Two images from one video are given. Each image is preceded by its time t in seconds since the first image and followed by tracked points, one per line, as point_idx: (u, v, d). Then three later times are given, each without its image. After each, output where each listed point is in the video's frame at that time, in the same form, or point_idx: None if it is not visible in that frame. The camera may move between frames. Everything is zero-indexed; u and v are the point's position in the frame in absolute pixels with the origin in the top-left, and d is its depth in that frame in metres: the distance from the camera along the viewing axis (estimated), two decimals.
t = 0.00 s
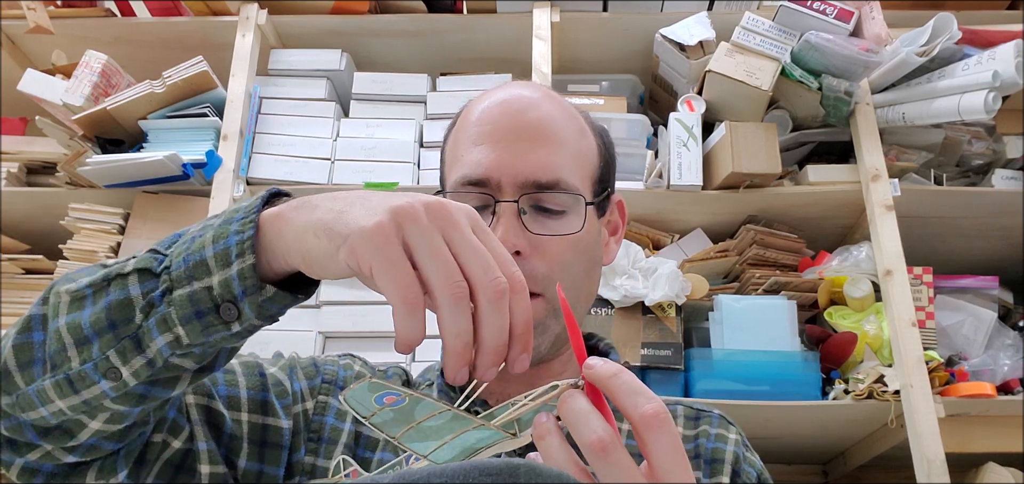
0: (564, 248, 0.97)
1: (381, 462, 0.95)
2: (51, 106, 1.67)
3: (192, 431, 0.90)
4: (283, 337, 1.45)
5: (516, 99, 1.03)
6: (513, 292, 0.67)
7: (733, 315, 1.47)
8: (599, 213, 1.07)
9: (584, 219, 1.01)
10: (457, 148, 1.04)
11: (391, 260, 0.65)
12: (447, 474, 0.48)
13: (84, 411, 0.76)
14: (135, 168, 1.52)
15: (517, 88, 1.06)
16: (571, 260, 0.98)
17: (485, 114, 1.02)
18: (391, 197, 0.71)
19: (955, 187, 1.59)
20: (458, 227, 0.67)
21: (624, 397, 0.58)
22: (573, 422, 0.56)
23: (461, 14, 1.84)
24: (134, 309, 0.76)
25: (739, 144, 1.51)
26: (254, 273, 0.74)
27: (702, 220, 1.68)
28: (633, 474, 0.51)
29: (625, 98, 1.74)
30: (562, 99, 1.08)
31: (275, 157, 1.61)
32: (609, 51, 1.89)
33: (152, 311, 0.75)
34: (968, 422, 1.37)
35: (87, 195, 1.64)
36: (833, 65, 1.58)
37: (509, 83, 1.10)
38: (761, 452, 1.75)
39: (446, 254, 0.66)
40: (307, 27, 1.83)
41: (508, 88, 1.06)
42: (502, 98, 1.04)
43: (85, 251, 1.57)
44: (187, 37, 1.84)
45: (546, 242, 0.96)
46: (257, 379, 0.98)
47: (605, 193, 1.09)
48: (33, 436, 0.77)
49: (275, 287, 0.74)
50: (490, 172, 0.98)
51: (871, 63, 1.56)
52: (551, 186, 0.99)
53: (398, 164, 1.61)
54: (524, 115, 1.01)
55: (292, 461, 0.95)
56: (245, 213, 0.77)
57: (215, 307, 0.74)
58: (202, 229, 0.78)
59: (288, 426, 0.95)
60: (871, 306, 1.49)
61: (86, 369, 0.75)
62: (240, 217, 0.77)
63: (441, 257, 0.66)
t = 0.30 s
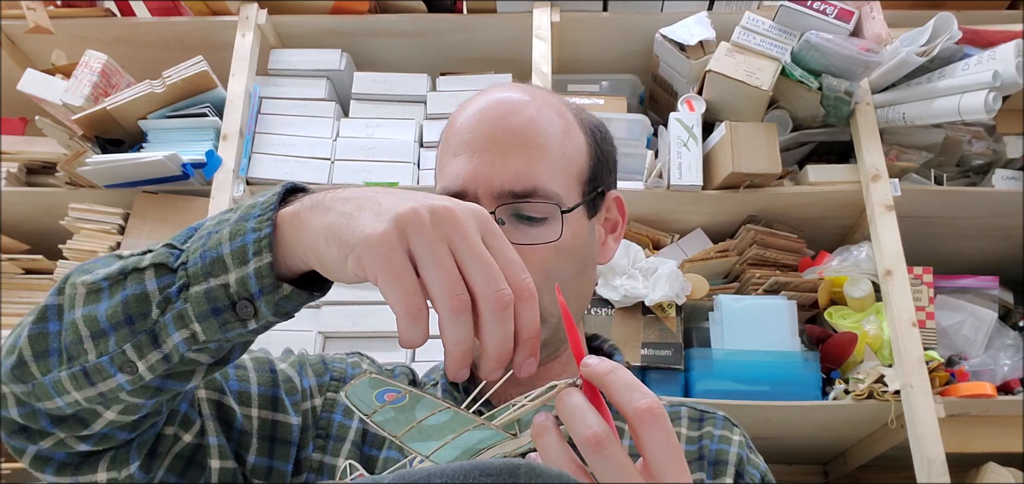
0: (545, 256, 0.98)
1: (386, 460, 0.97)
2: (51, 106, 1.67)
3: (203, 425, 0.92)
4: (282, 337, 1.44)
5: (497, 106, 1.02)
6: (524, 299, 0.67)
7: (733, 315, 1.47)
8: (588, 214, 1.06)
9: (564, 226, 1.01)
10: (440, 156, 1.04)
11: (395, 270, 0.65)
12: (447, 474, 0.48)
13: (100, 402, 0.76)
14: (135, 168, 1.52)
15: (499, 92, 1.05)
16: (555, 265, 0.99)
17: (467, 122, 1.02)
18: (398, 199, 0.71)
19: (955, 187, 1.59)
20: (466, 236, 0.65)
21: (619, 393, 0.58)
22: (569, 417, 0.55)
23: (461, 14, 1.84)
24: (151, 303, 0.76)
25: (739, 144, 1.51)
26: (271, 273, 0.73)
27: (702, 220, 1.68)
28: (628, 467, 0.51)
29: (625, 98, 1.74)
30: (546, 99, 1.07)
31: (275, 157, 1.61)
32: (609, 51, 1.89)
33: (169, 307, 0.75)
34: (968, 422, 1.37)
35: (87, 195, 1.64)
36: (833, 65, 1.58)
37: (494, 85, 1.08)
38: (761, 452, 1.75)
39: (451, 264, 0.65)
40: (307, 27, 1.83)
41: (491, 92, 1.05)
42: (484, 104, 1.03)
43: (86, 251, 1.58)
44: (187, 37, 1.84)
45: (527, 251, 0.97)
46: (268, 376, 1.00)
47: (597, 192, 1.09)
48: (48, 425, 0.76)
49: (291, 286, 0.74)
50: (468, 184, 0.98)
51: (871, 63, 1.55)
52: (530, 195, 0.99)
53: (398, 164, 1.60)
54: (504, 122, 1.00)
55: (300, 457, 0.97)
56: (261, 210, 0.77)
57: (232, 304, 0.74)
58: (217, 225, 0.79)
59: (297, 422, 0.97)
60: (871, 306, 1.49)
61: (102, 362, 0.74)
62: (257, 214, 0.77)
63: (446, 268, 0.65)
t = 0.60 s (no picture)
0: (571, 253, 0.97)
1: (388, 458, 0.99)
2: (51, 106, 1.67)
3: (208, 422, 0.95)
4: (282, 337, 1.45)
5: (515, 104, 1.01)
6: (524, 325, 0.62)
7: (732, 315, 1.47)
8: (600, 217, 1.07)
9: (588, 223, 1.01)
10: (456, 154, 1.03)
11: (391, 296, 0.62)
12: (447, 474, 0.48)
13: (115, 396, 0.79)
14: (135, 168, 1.52)
15: (514, 91, 1.05)
16: (577, 263, 0.98)
17: (483, 120, 1.01)
18: (407, 213, 0.66)
19: (955, 187, 1.59)
20: (468, 260, 0.61)
21: (618, 387, 0.58)
22: (564, 413, 0.55)
23: (461, 14, 1.84)
24: (172, 302, 0.77)
25: (739, 144, 1.51)
26: (298, 279, 0.74)
27: (702, 220, 1.68)
28: (622, 461, 0.51)
29: (625, 98, 1.73)
30: (557, 100, 1.07)
31: (275, 157, 1.61)
32: (609, 51, 1.89)
33: (191, 307, 0.77)
34: (967, 422, 1.37)
35: (87, 195, 1.64)
36: (833, 65, 1.58)
37: (506, 85, 1.09)
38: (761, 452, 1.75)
39: (451, 289, 0.61)
40: (307, 27, 1.83)
41: (505, 92, 1.05)
42: (501, 103, 1.02)
43: (86, 251, 1.57)
44: (187, 37, 1.83)
45: (552, 249, 0.96)
46: (274, 372, 1.04)
47: (604, 193, 1.10)
48: (58, 415, 0.80)
49: (316, 292, 0.75)
50: (493, 181, 0.97)
51: (871, 63, 1.55)
52: (554, 193, 0.99)
53: (398, 164, 1.60)
54: (524, 121, 1.00)
55: (303, 455, 1.01)
56: (289, 215, 0.77)
57: (256, 308, 0.76)
58: (243, 226, 0.79)
59: (301, 419, 1.01)
60: (871, 306, 1.49)
61: (121, 357, 0.76)
62: (283, 220, 0.77)
63: (446, 294, 0.61)
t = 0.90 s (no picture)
0: (576, 253, 0.97)
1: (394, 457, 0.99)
2: (51, 106, 1.67)
3: (219, 414, 0.96)
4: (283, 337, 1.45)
5: (521, 104, 1.02)
6: (531, 334, 0.60)
7: (732, 315, 1.47)
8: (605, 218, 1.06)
9: (594, 224, 1.01)
10: (462, 155, 1.03)
11: (399, 308, 0.61)
12: (447, 474, 0.48)
13: (127, 388, 0.80)
14: (136, 168, 1.52)
15: (520, 92, 1.05)
16: (581, 264, 0.98)
17: (489, 120, 1.01)
18: (416, 221, 0.65)
19: (956, 187, 1.59)
20: (474, 269, 0.60)
21: (611, 383, 0.58)
22: (558, 411, 0.55)
23: (461, 14, 1.83)
24: (185, 299, 0.77)
25: (739, 144, 1.51)
26: (311, 283, 0.73)
27: (702, 220, 1.68)
28: (615, 460, 0.50)
29: (625, 98, 1.73)
30: (561, 101, 1.07)
31: (275, 157, 1.61)
32: (609, 51, 1.88)
33: (204, 305, 0.77)
34: (967, 422, 1.37)
35: (88, 195, 1.64)
36: (833, 65, 1.58)
37: (512, 86, 1.09)
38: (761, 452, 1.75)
39: (458, 299, 0.61)
40: (307, 27, 1.83)
41: (511, 93, 1.06)
42: (508, 103, 1.03)
43: (86, 251, 1.57)
44: (187, 37, 1.83)
45: (556, 249, 0.96)
46: (285, 367, 1.04)
47: (609, 194, 1.10)
48: (72, 401, 0.81)
49: (329, 295, 0.74)
50: (500, 180, 0.97)
51: (871, 63, 1.55)
52: (560, 193, 0.99)
53: (398, 164, 1.60)
54: (530, 121, 1.00)
55: (312, 450, 1.01)
56: (305, 216, 0.76)
57: (268, 309, 0.75)
58: (259, 225, 0.78)
59: (311, 414, 1.01)
60: (871, 306, 1.49)
61: (134, 351, 0.77)
62: (298, 222, 0.76)
63: (453, 304, 0.61)
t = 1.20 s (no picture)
0: (580, 253, 0.97)
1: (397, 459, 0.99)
2: (51, 106, 1.67)
3: (220, 414, 0.96)
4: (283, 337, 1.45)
5: (527, 106, 1.02)
6: (527, 334, 0.60)
7: (733, 316, 1.47)
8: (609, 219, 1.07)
9: (598, 226, 1.01)
10: (466, 155, 1.02)
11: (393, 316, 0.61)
12: (447, 474, 0.47)
13: (127, 393, 0.80)
14: (136, 168, 1.52)
15: (525, 94, 1.05)
16: (586, 264, 0.98)
17: (495, 121, 1.01)
18: (402, 228, 0.65)
19: (956, 187, 1.59)
20: (463, 273, 0.60)
21: (613, 386, 0.58)
22: (558, 415, 0.56)
23: (461, 14, 1.83)
24: (183, 309, 0.77)
25: (739, 145, 1.51)
26: (305, 296, 0.72)
27: (702, 220, 1.68)
28: (618, 464, 0.50)
29: (625, 98, 1.73)
30: (565, 102, 1.07)
31: (276, 157, 1.61)
32: (609, 51, 1.88)
33: (200, 316, 0.77)
34: (968, 422, 1.37)
35: (88, 195, 1.64)
36: (833, 65, 1.58)
37: (516, 88, 1.09)
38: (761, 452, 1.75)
39: (450, 305, 0.61)
40: (307, 27, 1.83)
41: (516, 94, 1.05)
42: (513, 105, 1.03)
43: (86, 251, 1.57)
44: (187, 37, 1.83)
45: (561, 249, 0.96)
46: (287, 368, 1.04)
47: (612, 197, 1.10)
48: (74, 403, 0.83)
49: (323, 308, 0.73)
50: (505, 181, 0.97)
51: (871, 63, 1.55)
52: (565, 194, 0.99)
53: (398, 164, 1.60)
54: (535, 123, 1.00)
55: (314, 450, 1.00)
56: (299, 229, 0.75)
57: (263, 322, 0.75)
58: (254, 236, 0.78)
59: (312, 414, 1.01)
60: (871, 306, 1.49)
61: (133, 359, 0.78)
62: (292, 234, 0.75)
63: (444, 310, 0.61)
